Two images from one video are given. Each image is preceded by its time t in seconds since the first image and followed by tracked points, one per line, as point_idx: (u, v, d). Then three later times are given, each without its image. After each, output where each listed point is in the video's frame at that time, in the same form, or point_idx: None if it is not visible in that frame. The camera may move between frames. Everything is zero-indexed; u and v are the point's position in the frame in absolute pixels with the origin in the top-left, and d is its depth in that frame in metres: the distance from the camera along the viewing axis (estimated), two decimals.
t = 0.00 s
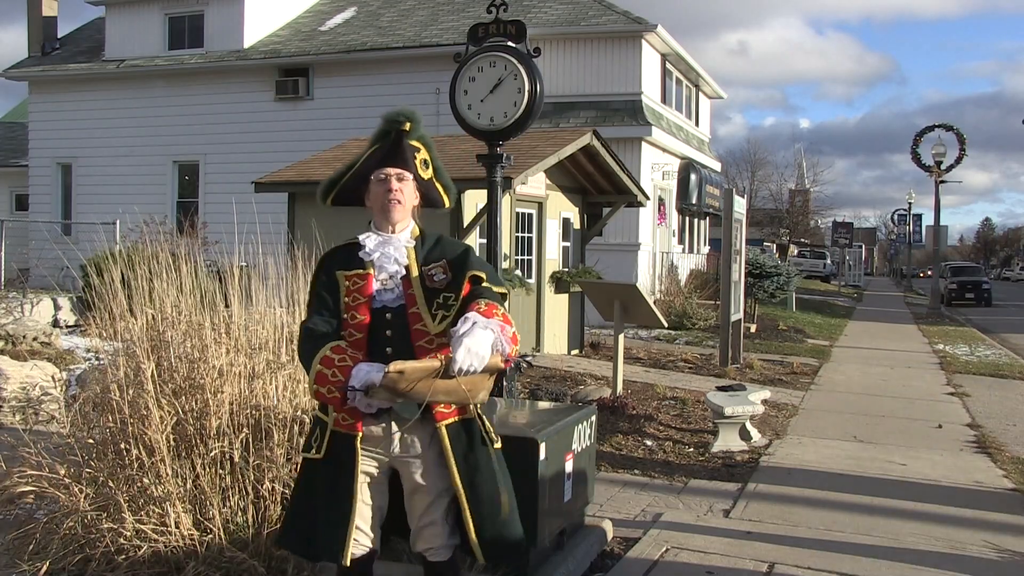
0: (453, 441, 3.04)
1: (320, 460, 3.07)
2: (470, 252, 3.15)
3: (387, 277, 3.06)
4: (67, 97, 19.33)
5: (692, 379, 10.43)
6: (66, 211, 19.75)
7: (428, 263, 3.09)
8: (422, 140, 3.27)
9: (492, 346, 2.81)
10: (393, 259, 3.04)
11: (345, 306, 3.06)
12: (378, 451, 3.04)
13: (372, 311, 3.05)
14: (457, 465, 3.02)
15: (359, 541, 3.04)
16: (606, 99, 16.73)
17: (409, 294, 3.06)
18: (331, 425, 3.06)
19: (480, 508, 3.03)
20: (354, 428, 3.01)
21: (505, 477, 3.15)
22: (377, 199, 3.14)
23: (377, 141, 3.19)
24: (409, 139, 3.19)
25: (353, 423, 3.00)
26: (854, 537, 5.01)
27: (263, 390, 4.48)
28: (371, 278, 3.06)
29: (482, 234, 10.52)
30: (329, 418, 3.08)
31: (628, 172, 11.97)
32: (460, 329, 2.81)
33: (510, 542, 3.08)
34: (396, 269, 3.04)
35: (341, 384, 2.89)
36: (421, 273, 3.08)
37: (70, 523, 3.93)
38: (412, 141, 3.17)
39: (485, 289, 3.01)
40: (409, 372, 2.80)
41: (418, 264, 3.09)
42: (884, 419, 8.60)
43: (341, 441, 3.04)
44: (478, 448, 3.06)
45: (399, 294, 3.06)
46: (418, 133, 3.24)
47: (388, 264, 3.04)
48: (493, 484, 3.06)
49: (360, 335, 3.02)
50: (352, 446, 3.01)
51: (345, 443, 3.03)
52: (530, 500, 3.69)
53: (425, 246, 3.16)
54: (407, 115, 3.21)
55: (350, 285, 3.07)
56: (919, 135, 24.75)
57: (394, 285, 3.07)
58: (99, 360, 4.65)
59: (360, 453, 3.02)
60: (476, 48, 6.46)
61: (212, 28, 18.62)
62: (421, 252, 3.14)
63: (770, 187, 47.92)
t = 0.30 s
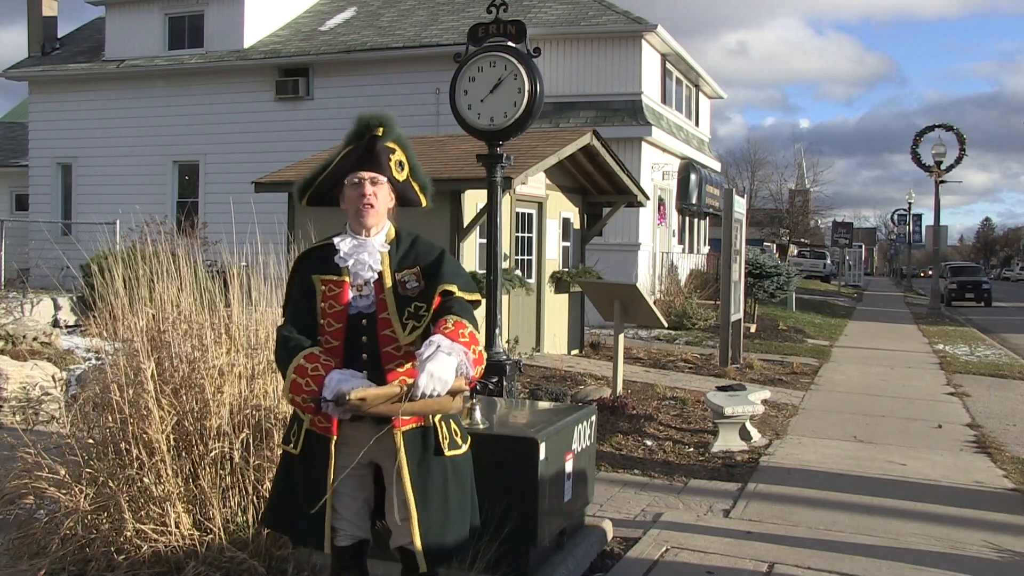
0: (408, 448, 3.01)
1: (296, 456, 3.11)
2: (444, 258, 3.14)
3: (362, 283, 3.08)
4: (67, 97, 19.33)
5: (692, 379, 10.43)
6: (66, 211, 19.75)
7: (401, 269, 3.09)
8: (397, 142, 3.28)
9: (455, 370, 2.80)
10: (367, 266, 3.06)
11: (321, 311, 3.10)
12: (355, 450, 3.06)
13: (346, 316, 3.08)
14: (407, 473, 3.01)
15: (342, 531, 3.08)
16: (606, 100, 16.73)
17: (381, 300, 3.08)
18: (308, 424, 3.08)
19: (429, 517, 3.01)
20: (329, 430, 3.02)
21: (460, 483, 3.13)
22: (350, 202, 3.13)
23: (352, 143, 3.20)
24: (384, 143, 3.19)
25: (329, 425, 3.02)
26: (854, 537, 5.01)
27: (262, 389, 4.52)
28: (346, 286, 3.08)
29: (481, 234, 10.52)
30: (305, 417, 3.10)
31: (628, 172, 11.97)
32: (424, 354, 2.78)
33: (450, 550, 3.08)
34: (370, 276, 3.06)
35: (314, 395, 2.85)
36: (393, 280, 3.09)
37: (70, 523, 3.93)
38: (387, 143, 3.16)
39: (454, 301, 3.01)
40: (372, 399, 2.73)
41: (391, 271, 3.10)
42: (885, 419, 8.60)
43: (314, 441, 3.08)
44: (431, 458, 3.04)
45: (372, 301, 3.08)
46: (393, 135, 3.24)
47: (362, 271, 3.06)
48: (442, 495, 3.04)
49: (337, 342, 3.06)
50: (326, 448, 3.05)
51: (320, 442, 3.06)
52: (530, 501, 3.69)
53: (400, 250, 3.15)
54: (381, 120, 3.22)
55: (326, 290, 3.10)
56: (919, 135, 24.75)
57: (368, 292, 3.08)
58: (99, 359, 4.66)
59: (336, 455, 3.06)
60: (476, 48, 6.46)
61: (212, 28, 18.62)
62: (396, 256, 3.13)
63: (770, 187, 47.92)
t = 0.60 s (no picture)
0: (407, 445, 3.02)
1: (295, 456, 3.11)
2: (435, 257, 3.14)
3: (355, 284, 3.08)
4: (67, 97, 19.33)
5: (692, 379, 10.43)
6: (66, 211, 19.75)
7: (393, 270, 3.09)
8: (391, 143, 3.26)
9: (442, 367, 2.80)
10: (359, 267, 3.07)
11: (315, 312, 3.10)
12: (352, 449, 3.06)
13: (340, 316, 3.08)
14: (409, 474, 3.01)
15: (339, 530, 3.09)
16: (606, 100, 16.73)
17: (374, 301, 3.07)
18: (303, 424, 3.08)
19: (428, 515, 3.03)
20: (324, 430, 3.01)
21: (460, 481, 3.14)
22: (342, 204, 3.13)
23: (346, 145, 3.19)
24: (377, 146, 3.17)
25: (323, 425, 3.01)
26: (854, 537, 5.01)
27: (261, 389, 4.52)
28: (338, 287, 3.07)
29: (481, 234, 10.52)
30: (301, 418, 3.09)
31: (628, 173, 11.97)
32: (411, 350, 2.80)
33: (455, 546, 3.08)
34: (362, 277, 3.07)
35: (306, 394, 2.89)
36: (386, 280, 3.08)
37: (71, 523, 3.94)
38: (380, 146, 3.15)
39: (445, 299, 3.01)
40: (358, 395, 2.77)
41: (383, 271, 3.10)
42: (885, 419, 8.60)
43: (313, 441, 3.06)
44: (431, 455, 3.05)
45: (364, 303, 3.08)
46: (386, 137, 3.22)
47: (355, 272, 3.07)
48: (441, 492, 3.05)
49: (331, 343, 3.06)
50: (322, 447, 3.04)
51: (316, 441, 3.05)
52: (530, 501, 3.69)
53: (392, 251, 3.15)
54: (374, 122, 3.21)
55: (318, 291, 3.10)
56: (919, 135, 24.76)
57: (360, 293, 3.08)
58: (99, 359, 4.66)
59: (332, 454, 3.06)
60: (476, 48, 6.46)
61: (212, 28, 18.62)
62: (388, 257, 3.13)
63: (770, 187, 47.93)
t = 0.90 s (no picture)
0: (414, 440, 3.04)
1: (292, 455, 3.11)
2: (433, 250, 3.16)
3: (354, 278, 3.09)
4: (67, 97, 19.34)
5: (692, 379, 10.43)
6: (66, 211, 19.76)
7: (393, 262, 3.10)
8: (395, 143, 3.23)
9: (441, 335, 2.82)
10: (358, 261, 3.07)
11: (313, 305, 3.09)
12: (350, 447, 3.05)
13: (339, 309, 3.08)
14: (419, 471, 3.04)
15: (339, 530, 3.08)
16: (606, 100, 16.73)
17: (373, 294, 3.08)
18: (301, 421, 3.07)
19: (441, 510, 3.07)
20: (321, 425, 3.01)
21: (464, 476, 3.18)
22: (345, 205, 3.12)
23: (349, 145, 3.16)
24: (381, 146, 3.15)
25: (319, 420, 3.01)
26: (854, 537, 5.00)
27: (262, 389, 4.53)
28: (337, 280, 3.08)
29: (481, 234, 10.52)
30: (298, 414, 3.09)
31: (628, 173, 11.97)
32: (411, 317, 2.82)
33: (468, 546, 3.12)
34: (362, 271, 3.06)
35: (298, 373, 2.89)
36: (386, 272, 3.09)
37: (71, 523, 3.94)
38: (386, 148, 3.15)
39: (445, 287, 3.03)
40: (355, 354, 2.76)
41: (383, 264, 3.10)
42: (885, 419, 8.60)
43: (309, 437, 3.06)
44: (438, 450, 3.08)
45: (363, 296, 3.08)
46: (391, 139, 3.20)
47: (354, 266, 3.06)
48: (451, 487, 3.09)
49: (330, 335, 3.05)
50: (319, 442, 3.04)
51: (313, 438, 3.05)
52: (530, 501, 3.69)
53: (391, 246, 3.16)
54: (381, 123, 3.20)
55: (318, 284, 3.09)
56: (919, 135, 24.77)
57: (359, 285, 3.09)
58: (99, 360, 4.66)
59: (329, 452, 3.06)
60: (476, 48, 6.46)
61: (212, 28, 18.62)
62: (387, 252, 3.14)
63: (770, 187, 47.95)
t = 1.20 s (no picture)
0: (413, 438, 3.04)
1: (287, 455, 3.10)
2: (430, 249, 3.15)
3: (351, 275, 3.09)
4: (67, 97, 19.34)
5: (692, 379, 10.43)
6: (66, 211, 19.76)
7: (389, 259, 3.09)
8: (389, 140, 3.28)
9: (442, 321, 2.84)
10: (356, 257, 3.07)
11: (309, 301, 3.09)
12: (347, 444, 3.05)
13: (335, 306, 3.08)
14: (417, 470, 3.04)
15: (337, 530, 3.08)
16: (606, 100, 16.73)
17: (371, 291, 3.09)
18: (296, 419, 3.07)
19: (440, 510, 3.06)
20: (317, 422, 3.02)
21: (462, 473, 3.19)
22: (341, 196, 3.14)
23: (345, 141, 3.21)
24: (376, 140, 3.19)
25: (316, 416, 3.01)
26: (854, 537, 5.00)
27: (262, 388, 4.54)
28: (334, 276, 3.08)
29: (481, 234, 10.52)
30: (293, 413, 3.10)
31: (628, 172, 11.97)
32: (413, 304, 2.84)
33: (469, 546, 3.13)
34: (359, 268, 3.06)
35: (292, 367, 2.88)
36: (382, 269, 3.09)
37: (70, 524, 3.93)
38: (381, 143, 3.18)
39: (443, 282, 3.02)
40: (358, 333, 2.77)
41: (379, 262, 3.10)
42: (885, 419, 8.60)
43: (304, 434, 3.06)
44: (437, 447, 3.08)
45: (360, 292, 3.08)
46: (386, 133, 3.24)
47: (352, 263, 3.06)
48: (449, 485, 3.08)
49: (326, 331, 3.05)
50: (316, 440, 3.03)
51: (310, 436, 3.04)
52: (530, 500, 3.68)
53: (387, 244, 3.16)
54: (378, 119, 3.24)
55: (314, 281, 3.09)
56: (919, 135, 24.77)
57: (355, 282, 3.09)
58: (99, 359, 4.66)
59: (326, 451, 3.05)
60: (476, 48, 6.46)
61: (212, 28, 18.62)
62: (384, 249, 3.14)
63: (770, 187, 47.95)
